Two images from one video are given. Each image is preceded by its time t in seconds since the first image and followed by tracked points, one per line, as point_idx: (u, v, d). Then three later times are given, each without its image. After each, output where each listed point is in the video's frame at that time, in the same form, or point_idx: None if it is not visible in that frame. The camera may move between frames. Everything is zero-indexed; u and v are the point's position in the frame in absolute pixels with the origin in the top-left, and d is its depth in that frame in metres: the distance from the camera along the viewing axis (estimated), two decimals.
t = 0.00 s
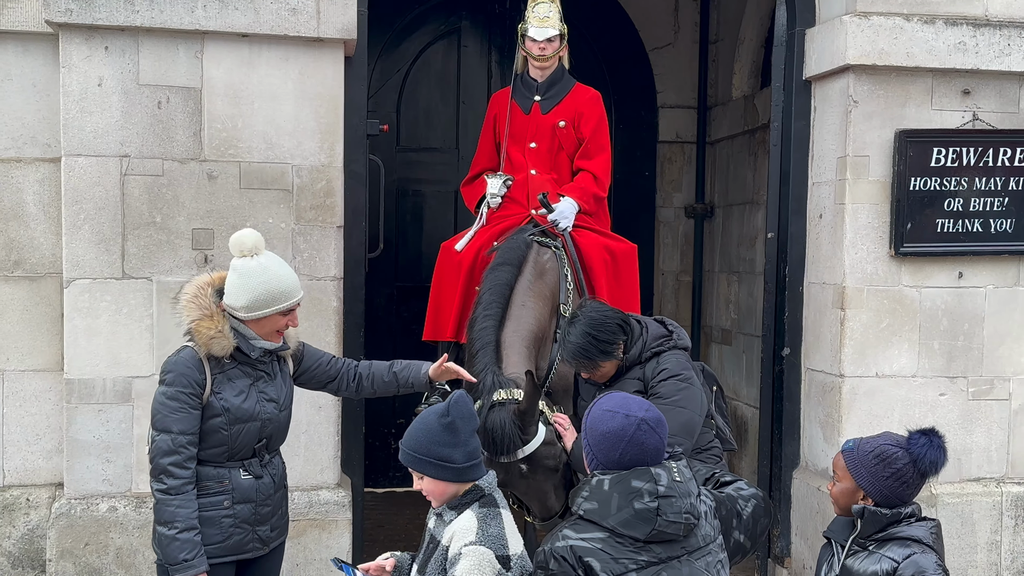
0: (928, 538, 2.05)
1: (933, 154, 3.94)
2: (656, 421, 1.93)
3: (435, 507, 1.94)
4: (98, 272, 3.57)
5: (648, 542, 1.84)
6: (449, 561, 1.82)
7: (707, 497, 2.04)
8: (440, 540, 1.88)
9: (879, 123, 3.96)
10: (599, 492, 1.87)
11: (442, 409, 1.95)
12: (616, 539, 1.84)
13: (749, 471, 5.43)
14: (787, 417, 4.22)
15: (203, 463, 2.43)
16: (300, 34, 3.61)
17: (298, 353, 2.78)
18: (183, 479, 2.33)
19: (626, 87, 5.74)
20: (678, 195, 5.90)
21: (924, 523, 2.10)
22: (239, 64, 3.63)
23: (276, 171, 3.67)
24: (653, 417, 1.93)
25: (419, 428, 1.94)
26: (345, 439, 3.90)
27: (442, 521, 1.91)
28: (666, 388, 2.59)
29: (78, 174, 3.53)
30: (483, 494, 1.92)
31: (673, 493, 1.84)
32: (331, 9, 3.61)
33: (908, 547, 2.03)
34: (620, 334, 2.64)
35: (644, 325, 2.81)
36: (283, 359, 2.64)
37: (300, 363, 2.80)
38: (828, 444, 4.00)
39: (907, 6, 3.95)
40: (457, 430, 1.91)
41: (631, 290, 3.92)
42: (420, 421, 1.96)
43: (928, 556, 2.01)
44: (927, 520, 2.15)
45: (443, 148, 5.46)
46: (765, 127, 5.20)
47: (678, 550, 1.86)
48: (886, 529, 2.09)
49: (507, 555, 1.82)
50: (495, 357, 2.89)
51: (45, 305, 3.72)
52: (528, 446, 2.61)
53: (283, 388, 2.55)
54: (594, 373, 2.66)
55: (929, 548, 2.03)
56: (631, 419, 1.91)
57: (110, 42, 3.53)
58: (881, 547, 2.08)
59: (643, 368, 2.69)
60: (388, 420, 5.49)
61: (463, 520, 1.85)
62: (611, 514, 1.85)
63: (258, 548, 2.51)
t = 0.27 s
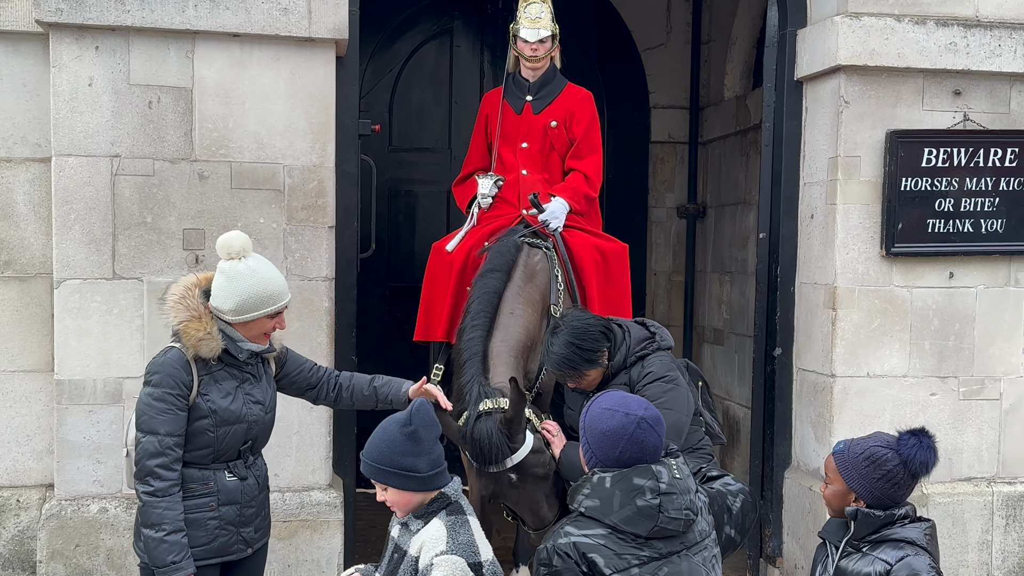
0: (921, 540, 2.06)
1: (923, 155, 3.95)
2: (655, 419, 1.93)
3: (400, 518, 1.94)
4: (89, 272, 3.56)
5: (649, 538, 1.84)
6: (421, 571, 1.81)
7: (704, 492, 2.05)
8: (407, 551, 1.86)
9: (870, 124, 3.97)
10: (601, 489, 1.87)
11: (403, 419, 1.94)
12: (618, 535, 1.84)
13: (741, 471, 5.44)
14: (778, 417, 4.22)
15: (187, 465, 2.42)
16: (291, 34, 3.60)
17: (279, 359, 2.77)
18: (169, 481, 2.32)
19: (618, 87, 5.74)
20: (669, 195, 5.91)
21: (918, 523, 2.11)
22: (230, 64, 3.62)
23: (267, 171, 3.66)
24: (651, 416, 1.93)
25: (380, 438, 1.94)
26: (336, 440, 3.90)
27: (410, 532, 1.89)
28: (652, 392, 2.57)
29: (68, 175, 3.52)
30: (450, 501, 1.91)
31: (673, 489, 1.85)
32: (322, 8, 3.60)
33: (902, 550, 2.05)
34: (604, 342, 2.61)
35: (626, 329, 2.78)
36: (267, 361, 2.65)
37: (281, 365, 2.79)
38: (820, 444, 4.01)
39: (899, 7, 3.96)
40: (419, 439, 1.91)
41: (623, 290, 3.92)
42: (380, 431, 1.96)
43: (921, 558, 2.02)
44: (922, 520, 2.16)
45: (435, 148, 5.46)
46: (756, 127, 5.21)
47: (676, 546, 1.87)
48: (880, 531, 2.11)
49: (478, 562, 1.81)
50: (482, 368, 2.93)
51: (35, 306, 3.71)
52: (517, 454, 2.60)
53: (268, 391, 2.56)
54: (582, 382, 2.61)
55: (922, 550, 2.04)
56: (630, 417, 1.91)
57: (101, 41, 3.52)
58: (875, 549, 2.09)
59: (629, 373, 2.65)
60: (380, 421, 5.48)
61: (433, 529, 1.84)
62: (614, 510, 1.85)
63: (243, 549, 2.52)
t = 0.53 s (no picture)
0: (916, 542, 2.07)
1: (917, 155, 3.96)
2: (642, 413, 1.94)
3: (359, 521, 1.94)
4: (82, 272, 3.55)
5: (643, 534, 1.85)
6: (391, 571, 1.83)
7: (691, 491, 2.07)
8: (373, 552, 1.87)
9: (864, 124, 3.97)
10: (594, 486, 1.87)
11: (357, 420, 1.95)
12: (613, 532, 1.84)
13: (736, 471, 5.44)
14: (772, 417, 4.23)
15: (179, 465, 2.42)
16: (285, 34, 3.60)
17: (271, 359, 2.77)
18: (160, 482, 2.32)
19: (613, 87, 5.74)
20: (664, 196, 5.91)
21: (910, 523, 2.12)
22: (224, 64, 3.62)
23: (261, 171, 3.66)
24: (638, 411, 1.94)
25: (336, 441, 1.94)
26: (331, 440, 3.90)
27: (374, 532, 1.90)
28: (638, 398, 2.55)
29: (61, 175, 3.52)
30: (414, 500, 1.93)
31: (666, 485, 1.86)
32: (317, 9, 3.60)
33: (896, 552, 2.05)
34: (589, 361, 2.61)
35: (611, 340, 2.75)
36: (260, 363, 2.65)
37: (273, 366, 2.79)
38: (814, 444, 4.01)
39: (893, 7, 3.97)
40: (376, 439, 1.92)
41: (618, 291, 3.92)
42: (334, 433, 1.97)
43: (915, 559, 2.03)
44: (915, 521, 2.16)
45: (430, 148, 5.46)
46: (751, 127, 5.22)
47: (669, 542, 1.88)
48: (874, 532, 2.11)
49: (449, 558, 1.85)
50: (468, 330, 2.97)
51: (29, 306, 3.70)
52: (484, 419, 2.66)
53: (260, 393, 2.56)
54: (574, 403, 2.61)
55: (915, 551, 2.05)
56: (616, 413, 1.92)
57: (94, 41, 3.51)
58: (868, 551, 2.09)
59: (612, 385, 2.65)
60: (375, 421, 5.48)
61: (401, 529, 1.87)
62: (608, 507, 1.85)
63: (234, 551, 2.51)
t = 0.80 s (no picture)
0: (879, 540, 2.05)
1: (914, 155, 3.96)
2: (612, 413, 1.92)
3: (332, 526, 1.94)
4: (79, 272, 3.55)
5: (609, 531, 1.84)
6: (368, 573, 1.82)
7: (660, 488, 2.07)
8: (348, 554, 1.87)
9: (861, 124, 3.97)
10: (559, 485, 1.86)
11: (331, 424, 1.96)
12: (578, 530, 1.84)
13: (733, 471, 5.44)
14: (770, 417, 4.22)
15: (175, 466, 2.41)
16: (281, 33, 3.59)
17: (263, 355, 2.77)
18: (157, 484, 2.31)
19: (610, 87, 5.74)
20: (662, 196, 5.92)
21: (875, 522, 2.10)
22: (220, 64, 3.61)
23: (258, 171, 3.65)
24: (608, 411, 1.92)
25: (310, 446, 1.95)
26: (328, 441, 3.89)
27: (349, 536, 1.90)
28: (627, 390, 2.57)
29: (58, 174, 3.51)
30: (388, 503, 1.94)
31: (631, 483, 1.86)
32: (313, 9, 3.60)
33: (857, 550, 2.04)
34: (597, 342, 2.63)
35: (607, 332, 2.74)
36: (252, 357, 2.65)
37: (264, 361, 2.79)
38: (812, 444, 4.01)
39: (890, 7, 3.97)
40: (350, 443, 1.93)
41: (620, 291, 3.92)
42: (307, 438, 1.97)
43: (876, 558, 2.02)
44: (882, 519, 2.14)
45: (427, 148, 5.45)
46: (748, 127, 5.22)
47: (635, 539, 1.88)
48: (838, 530, 2.09)
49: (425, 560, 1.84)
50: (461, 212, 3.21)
51: (25, 306, 3.70)
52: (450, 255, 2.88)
53: (253, 390, 2.56)
54: (566, 379, 2.62)
55: (877, 550, 2.04)
56: (587, 413, 1.90)
57: (91, 41, 3.51)
58: (830, 549, 2.08)
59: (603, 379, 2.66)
60: (373, 421, 5.48)
61: (377, 532, 1.86)
62: (573, 506, 1.84)
63: (231, 549, 2.52)
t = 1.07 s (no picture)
0: (834, 527, 2.05)
1: (914, 156, 3.96)
2: (591, 415, 1.90)
3: (310, 537, 1.91)
4: (78, 274, 3.55)
5: (579, 529, 1.84)
6: None
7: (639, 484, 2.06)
8: (326, 567, 1.82)
9: (861, 125, 3.97)
10: (532, 483, 1.86)
11: (311, 434, 1.94)
12: (549, 529, 1.84)
13: (733, 472, 5.44)
14: (770, 418, 4.22)
15: (165, 476, 2.40)
16: (280, 34, 3.59)
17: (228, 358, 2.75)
18: (151, 496, 2.29)
19: (610, 88, 5.73)
20: (662, 197, 5.92)
21: (835, 512, 2.09)
22: (219, 64, 3.61)
23: (257, 172, 3.65)
24: (587, 413, 1.90)
25: (290, 457, 1.92)
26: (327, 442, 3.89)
27: (327, 548, 1.86)
28: (632, 376, 2.60)
29: (56, 175, 3.51)
30: (369, 515, 1.91)
31: (602, 482, 1.85)
32: (312, 10, 3.60)
33: (811, 536, 2.04)
34: (627, 327, 2.70)
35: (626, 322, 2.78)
36: (217, 356, 2.65)
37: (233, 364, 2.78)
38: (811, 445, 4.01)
39: (889, 8, 3.96)
40: (330, 454, 1.91)
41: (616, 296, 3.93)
42: (287, 448, 1.95)
43: (829, 544, 2.01)
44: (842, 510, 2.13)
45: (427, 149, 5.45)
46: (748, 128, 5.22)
47: (607, 537, 1.87)
48: (793, 517, 2.10)
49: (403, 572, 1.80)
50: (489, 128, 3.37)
51: (24, 308, 3.69)
52: (471, 115, 3.02)
53: (230, 387, 2.56)
54: (582, 325, 2.65)
55: (830, 537, 2.03)
56: (565, 416, 1.88)
57: (89, 42, 3.51)
58: (785, 535, 2.08)
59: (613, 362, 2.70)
60: (372, 422, 5.48)
61: (356, 544, 1.82)
62: (544, 504, 1.84)
63: (224, 552, 2.52)
